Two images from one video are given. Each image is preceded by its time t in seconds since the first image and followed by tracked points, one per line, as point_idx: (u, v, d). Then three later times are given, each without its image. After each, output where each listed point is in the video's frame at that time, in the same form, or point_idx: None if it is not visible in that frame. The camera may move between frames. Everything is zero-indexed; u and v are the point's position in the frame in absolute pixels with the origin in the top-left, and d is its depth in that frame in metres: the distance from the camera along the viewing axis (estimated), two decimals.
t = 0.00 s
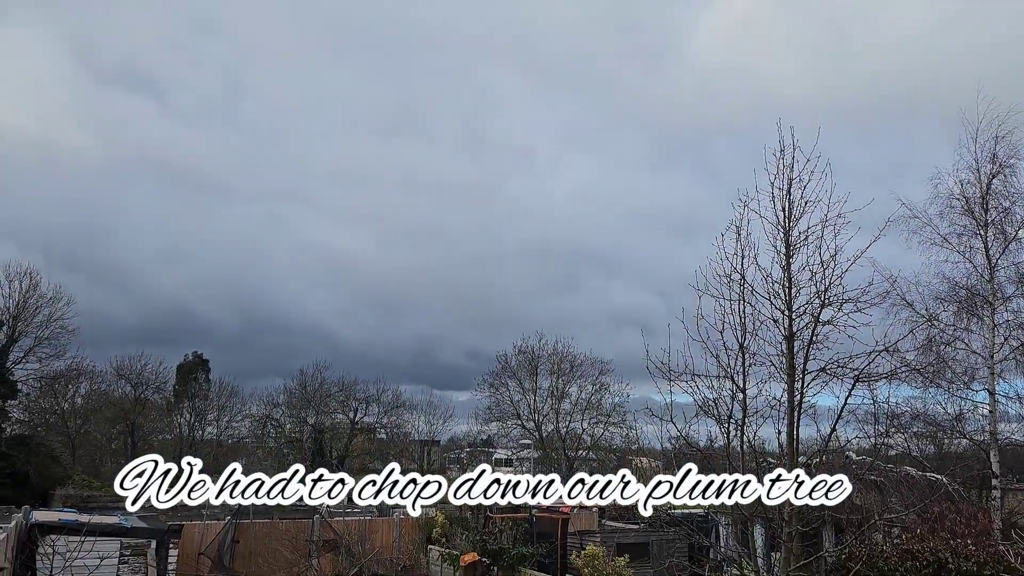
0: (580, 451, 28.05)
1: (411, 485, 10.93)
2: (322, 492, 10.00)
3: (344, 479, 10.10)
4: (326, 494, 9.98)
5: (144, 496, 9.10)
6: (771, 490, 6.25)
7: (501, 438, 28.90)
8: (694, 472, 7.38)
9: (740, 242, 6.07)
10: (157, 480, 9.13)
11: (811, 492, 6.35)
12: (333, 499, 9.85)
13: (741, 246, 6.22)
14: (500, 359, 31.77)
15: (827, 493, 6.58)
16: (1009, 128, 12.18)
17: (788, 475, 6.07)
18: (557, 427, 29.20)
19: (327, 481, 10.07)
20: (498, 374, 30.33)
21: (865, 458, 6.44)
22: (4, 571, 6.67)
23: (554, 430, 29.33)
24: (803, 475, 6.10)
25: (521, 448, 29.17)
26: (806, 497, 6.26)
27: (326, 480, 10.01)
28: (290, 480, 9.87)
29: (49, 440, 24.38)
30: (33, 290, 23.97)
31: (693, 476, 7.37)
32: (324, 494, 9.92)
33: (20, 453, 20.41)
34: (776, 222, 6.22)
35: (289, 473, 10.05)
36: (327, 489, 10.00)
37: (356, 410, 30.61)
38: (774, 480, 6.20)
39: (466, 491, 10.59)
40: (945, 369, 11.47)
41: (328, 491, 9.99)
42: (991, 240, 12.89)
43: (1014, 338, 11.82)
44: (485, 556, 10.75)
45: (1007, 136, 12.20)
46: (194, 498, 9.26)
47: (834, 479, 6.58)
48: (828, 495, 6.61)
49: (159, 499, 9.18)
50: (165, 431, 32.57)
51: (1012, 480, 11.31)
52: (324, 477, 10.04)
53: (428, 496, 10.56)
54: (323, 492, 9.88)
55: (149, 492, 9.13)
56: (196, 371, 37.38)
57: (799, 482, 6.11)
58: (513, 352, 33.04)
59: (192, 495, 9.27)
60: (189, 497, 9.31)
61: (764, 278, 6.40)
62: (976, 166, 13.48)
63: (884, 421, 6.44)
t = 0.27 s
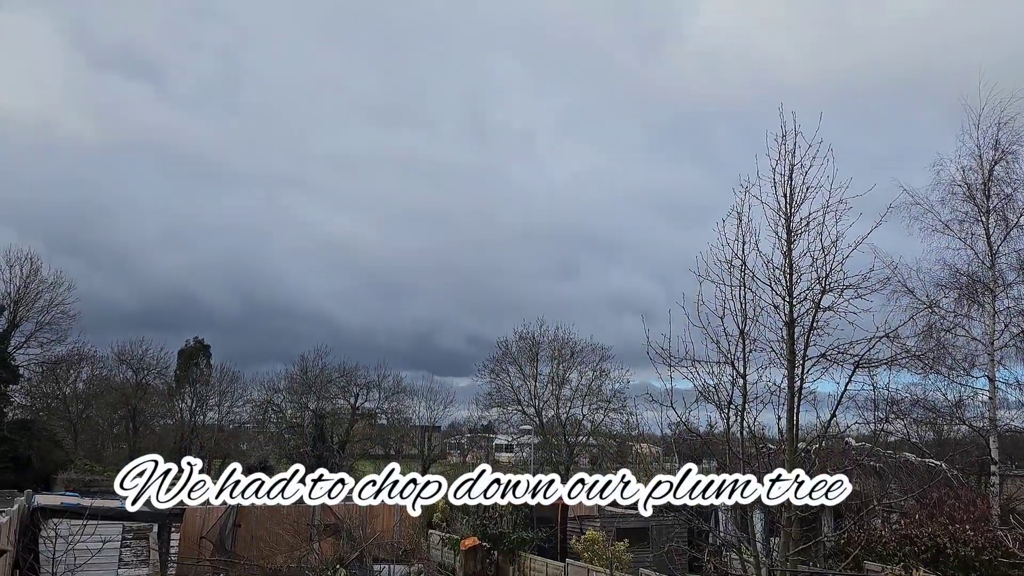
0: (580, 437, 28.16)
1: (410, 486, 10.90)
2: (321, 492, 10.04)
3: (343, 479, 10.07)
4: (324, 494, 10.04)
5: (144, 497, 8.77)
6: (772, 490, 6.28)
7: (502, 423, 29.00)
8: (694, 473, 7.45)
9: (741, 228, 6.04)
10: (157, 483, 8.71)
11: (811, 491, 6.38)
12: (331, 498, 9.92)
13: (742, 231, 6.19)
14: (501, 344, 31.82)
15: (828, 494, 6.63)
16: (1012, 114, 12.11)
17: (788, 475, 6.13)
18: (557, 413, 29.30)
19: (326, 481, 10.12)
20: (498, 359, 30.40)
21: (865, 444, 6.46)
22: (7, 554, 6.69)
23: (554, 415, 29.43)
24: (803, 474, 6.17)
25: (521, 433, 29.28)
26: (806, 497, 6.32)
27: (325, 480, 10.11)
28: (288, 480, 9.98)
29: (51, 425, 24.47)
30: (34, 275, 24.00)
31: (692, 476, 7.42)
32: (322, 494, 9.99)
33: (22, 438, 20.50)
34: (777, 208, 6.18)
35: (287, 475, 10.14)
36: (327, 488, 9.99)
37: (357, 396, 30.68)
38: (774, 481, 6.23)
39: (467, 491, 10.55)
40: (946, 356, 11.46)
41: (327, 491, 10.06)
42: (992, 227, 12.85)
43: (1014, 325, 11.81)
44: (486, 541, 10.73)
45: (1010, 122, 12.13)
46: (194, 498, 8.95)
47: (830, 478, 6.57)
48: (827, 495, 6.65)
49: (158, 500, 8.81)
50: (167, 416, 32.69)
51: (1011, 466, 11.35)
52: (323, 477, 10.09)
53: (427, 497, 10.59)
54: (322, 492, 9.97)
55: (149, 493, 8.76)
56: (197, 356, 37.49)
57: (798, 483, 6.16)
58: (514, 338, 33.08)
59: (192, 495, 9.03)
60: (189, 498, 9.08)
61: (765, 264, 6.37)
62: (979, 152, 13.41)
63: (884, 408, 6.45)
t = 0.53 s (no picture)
0: (581, 422, 28.26)
1: (410, 485, 10.75)
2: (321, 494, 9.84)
3: (344, 479, 9.95)
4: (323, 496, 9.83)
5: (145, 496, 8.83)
6: (771, 490, 6.29)
7: (504, 409, 29.10)
8: (693, 472, 7.39)
9: (744, 213, 6.01)
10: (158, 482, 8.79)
11: (812, 490, 6.35)
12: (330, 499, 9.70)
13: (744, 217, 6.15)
14: (503, 330, 31.84)
15: (829, 493, 6.65)
16: (1017, 99, 12.00)
17: (787, 476, 6.07)
18: (559, 399, 29.38)
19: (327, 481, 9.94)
20: (500, 345, 30.44)
21: (865, 429, 6.47)
22: (13, 538, 6.70)
23: (556, 401, 29.52)
24: (804, 475, 6.11)
25: (523, 418, 29.37)
26: (807, 497, 6.27)
27: (326, 481, 9.94)
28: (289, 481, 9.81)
29: (55, 409, 24.58)
30: (36, 260, 24.00)
31: (692, 475, 7.37)
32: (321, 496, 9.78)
33: (25, 421, 20.59)
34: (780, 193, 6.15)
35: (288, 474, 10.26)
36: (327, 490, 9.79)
37: (359, 380, 30.74)
38: (774, 480, 6.19)
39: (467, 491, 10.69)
40: (947, 342, 11.44)
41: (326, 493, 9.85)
42: (995, 213, 12.79)
43: (1017, 311, 11.77)
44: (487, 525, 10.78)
45: (1014, 106, 12.03)
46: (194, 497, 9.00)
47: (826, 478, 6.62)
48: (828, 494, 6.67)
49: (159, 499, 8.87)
50: (170, 400, 32.85)
51: (1012, 452, 11.35)
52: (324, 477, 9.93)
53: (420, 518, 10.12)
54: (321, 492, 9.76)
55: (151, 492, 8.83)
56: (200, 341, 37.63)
57: (799, 481, 6.15)
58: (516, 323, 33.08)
59: (192, 495, 9.18)
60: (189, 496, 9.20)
61: (767, 250, 6.35)
62: (983, 138, 13.32)
63: (885, 394, 6.45)
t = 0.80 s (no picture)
0: (585, 407, 28.36)
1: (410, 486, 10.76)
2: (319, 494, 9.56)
3: (344, 479, 9.92)
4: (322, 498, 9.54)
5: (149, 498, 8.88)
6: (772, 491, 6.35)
7: (507, 393, 29.20)
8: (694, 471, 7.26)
9: (748, 197, 5.95)
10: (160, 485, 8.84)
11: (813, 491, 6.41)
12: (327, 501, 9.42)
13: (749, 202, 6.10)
14: (507, 315, 31.86)
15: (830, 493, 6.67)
16: None
17: (787, 476, 6.10)
18: (563, 383, 29.46)
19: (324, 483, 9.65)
20: (504, 330, 30.47)
21: (869, 415, 6.45)
22: (21, 520, 6.76)
23: (560, 386, 29.60)
24: (802, 474, 6.13)
25: (527, 403, 29.47)
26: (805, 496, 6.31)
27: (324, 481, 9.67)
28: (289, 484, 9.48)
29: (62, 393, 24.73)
30: (41, 244, 24.06)
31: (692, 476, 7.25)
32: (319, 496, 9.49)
33: (33, 405, 20.74)
34: (785, 177, 6.08)
35: (290, 475, 10.83)
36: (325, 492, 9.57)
37: (364, 365, 30.82)
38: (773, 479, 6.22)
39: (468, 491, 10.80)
40: (951, 328, 11.41)
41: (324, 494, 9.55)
42: (1002, 198, 12.68)
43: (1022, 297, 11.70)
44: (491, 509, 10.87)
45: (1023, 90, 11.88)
46: (195, 497, 8.96)
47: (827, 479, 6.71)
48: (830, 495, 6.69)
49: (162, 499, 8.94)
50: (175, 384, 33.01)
51: (1015, 438, 11.34)
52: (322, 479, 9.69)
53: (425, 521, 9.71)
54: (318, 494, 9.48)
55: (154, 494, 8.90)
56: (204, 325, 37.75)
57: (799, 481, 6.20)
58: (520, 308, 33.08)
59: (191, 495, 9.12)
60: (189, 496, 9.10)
61: (772, 235, 6.30)
62: (991, 122, 13.18)
63: (889, 379, 6.43)
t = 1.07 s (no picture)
0: (591, 392, 28.42)
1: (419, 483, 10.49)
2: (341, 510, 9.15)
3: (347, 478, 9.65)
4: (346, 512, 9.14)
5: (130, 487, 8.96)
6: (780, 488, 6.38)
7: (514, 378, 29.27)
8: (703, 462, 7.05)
9: (756, 182, 5.89)
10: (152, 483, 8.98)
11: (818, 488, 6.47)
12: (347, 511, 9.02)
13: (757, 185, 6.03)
14: (513, 300, 31.86)
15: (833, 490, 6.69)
16: None
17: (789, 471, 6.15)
18: (569, 369, 29.50)
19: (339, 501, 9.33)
20: (511, 315, 30.49)
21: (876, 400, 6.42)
22: (31, 501, 6.82)
23: (566, 371, 29.64)
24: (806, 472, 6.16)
25: (533, 388, 29.53)
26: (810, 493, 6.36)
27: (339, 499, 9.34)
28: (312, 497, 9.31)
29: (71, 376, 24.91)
30: (49, 228, 24.13)
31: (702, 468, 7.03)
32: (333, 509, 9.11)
33: (43, 388, 20.91)
34: (793, 161, 6.00)
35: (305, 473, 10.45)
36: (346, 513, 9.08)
37: (371, 350, 30.86)
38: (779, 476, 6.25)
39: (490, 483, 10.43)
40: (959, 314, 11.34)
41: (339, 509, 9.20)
42: (1013, 183, 12.54)
43: None
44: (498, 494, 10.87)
45: None
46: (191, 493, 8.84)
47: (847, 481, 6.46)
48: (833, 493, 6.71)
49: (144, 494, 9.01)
50: (183, 368, 33.20)
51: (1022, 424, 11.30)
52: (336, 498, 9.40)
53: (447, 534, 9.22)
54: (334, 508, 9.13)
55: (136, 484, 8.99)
56: (212, 310, 37.89)
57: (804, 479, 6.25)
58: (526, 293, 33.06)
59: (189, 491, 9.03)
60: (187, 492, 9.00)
61: (780, 219, 6.24)
62: (1002, 106, 13.02)
63: (897, 365, 6.38)
